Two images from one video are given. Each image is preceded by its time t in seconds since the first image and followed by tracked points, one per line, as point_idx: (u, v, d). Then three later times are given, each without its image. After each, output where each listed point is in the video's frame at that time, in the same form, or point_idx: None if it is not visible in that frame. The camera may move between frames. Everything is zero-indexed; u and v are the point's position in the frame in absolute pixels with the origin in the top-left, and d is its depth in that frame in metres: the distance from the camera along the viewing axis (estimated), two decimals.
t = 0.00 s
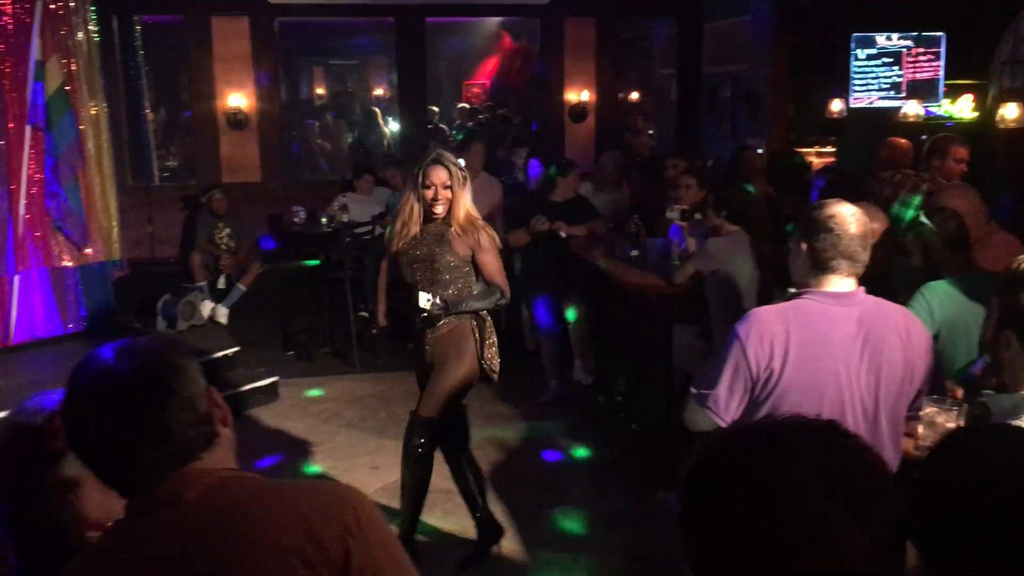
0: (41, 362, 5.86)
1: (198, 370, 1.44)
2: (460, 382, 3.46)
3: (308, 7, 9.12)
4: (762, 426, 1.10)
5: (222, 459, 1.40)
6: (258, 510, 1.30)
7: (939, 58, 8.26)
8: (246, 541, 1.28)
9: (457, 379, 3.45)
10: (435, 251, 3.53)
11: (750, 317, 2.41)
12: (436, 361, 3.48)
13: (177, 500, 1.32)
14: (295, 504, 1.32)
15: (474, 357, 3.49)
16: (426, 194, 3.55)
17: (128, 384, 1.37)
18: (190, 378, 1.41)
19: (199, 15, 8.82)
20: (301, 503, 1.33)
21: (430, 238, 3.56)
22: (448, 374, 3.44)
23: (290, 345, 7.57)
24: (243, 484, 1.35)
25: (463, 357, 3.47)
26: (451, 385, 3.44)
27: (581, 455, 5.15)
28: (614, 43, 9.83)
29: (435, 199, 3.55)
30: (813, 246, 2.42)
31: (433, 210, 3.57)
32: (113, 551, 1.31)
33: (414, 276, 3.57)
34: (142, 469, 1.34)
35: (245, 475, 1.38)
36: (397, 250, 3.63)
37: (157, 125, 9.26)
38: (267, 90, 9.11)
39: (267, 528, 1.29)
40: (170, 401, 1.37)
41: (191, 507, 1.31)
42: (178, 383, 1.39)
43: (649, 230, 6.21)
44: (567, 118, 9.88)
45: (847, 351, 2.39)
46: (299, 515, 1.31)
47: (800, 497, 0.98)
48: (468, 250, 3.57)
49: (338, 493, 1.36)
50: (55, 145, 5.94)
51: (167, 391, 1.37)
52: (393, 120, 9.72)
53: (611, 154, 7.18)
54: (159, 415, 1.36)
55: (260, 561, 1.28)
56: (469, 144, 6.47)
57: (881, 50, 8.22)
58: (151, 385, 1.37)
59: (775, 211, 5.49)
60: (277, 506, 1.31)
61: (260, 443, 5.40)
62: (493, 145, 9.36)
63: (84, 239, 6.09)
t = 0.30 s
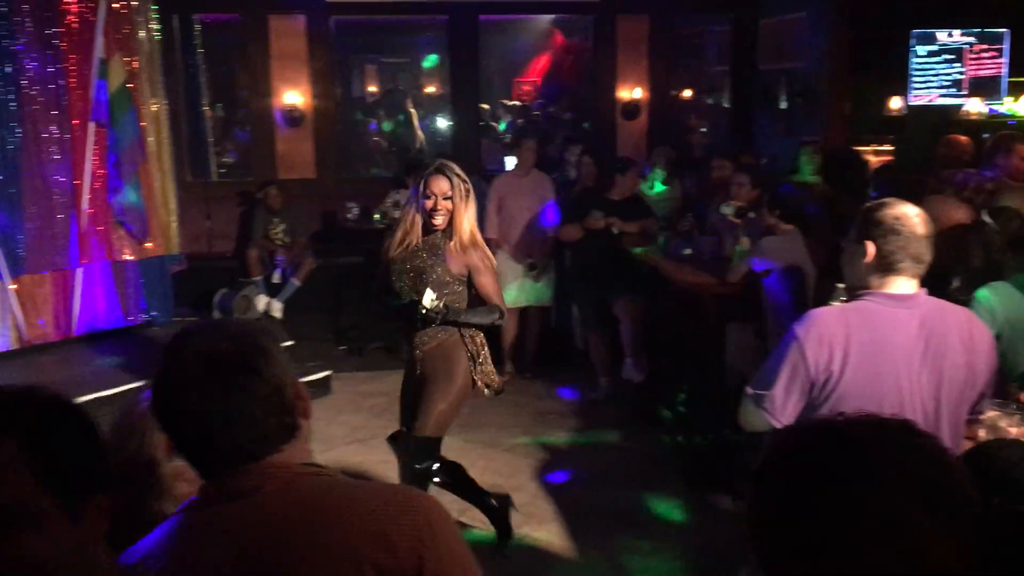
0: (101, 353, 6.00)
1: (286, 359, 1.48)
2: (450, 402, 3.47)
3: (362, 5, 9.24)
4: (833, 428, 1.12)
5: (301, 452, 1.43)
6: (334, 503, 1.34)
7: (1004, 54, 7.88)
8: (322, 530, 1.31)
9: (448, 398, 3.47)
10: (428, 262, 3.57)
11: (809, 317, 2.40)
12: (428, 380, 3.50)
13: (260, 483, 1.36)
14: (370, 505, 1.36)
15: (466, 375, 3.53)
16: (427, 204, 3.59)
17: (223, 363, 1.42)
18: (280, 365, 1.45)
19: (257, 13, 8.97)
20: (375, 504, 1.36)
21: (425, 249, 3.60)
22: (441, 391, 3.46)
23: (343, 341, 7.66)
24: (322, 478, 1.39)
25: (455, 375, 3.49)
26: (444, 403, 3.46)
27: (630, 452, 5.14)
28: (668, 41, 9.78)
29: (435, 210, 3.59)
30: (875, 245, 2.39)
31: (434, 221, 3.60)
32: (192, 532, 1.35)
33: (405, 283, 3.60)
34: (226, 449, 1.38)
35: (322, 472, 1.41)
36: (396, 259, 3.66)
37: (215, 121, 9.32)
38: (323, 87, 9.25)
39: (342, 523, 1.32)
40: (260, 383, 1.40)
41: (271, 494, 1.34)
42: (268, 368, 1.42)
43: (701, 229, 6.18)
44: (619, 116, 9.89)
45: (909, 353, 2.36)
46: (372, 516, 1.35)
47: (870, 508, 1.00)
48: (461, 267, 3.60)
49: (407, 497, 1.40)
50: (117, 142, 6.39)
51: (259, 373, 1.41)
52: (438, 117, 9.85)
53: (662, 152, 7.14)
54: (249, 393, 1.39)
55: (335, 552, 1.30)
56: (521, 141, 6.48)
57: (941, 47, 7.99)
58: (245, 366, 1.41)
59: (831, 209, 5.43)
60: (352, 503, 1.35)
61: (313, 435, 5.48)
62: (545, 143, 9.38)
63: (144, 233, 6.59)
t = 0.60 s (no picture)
0: (163, 344, 6.12)
1: (369, 349, 1.50)
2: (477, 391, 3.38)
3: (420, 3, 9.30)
4: (898, 425, 1.09)
5: (370, 446, 1.46)
6: (398, 499, 1.35)
7: None
8: (383, 523, 1.33)
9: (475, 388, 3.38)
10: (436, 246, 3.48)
11: (876, 320, 2.37)
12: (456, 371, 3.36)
13: (329, 473, 1.39)
14: (433, 501, 1.36)
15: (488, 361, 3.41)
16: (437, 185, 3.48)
17: (308, 348, 1.44)
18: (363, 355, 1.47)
19: (317, 12, 9.08)
20: (439, 501, 1.37)
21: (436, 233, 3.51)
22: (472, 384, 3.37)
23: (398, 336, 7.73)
24: (389, 473, 1.40)
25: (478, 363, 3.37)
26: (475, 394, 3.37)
27: (684, 452, 5.11)
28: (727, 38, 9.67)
29: (446, 196, 3.46)
30: (944, 245, 2.36)
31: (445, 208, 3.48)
32: (259, 513, 1.39)
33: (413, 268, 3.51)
34: (301, 434, 1.42)
35: (390, 467, 1.43)
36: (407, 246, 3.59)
37: (275, 119, 9.47)
38: (380, 85, 9.32)
39: (403, 517, 1.33)
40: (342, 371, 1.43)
41: (338, 483, 1.37)
42: (351, 357, 1.44)
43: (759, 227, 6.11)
44: (677, 115, 9.80)
45: (981, 358, 2.31)
46: (434, 512, 1.35)
47: (912, 504, 0.96)
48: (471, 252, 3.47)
49: (472, 497, 1.40)
50: (181, 137, 6.47)
51: (342, 362, 1.43)
52: (491, 114, 9.93)
53: (720, 149, 7.06)
54: (328, 380, 1.41)
55: (393, 544, 1.31)
56: (577, 139, 6.47)
57: (1011, 43, 7.51)
58: (329, 352, 1.43)
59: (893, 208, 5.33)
60: (416, 499, 1.36)
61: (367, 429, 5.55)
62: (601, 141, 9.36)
63: (206, 228, 6.69)
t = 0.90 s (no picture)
0: (208, 339, 6.21)
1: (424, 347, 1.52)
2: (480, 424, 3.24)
3: (464, 2, 9.32)
4: (946, 425, 1.08)
5: (420, 446, 1.46)
6: (443, 499, 1.36)
7: None
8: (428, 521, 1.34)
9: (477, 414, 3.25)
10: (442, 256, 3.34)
11: (926, 322, 2.34)
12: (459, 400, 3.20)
13: (378, 470, 1.40)
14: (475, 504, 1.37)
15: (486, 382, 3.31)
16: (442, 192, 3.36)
17: (363, 343, 1.46)
18: (418, 353, 1.49)
19: (362, 11, 9.14)
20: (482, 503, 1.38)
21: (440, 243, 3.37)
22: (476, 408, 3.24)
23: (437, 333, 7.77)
24: (436, 472, 1.41)
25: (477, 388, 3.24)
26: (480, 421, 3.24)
27: (724, 453, 5.07)
28: (771, 36, 9.58)
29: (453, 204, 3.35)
30: (995, 249, 2.33)
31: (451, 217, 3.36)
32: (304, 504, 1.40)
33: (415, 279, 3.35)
34: (355, 428, 1.43)
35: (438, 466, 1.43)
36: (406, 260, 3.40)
37: (319, 116, 9.58)
38: (423, 83, 9.36)
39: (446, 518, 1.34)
40: (393, 368, 1.44)
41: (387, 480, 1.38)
42: (405, 355, 1.46)
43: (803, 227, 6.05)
44: (719, 113, 9.71)
45: None
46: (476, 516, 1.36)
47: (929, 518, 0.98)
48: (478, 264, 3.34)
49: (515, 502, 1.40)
50: (227, 135, 6.59)
51: (394, 359, 1.45)
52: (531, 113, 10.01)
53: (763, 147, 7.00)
54: (383, 376, 1.43)
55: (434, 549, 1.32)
56: (619, 137, 6.44)
57: None
58: (383, 348, 1.45)
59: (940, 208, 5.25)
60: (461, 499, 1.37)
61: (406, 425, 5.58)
62: (644, 140, 9.33)
63: (251, 225, 6.85)
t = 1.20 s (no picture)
0: (242, 337, 6.30)
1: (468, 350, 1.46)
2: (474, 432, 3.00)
3: (498, 2, 9.33)
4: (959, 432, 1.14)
5: (458, 453, 1.43)
6: (479, 513, 1.32)
7: None
8: (462, 539, 1.29)
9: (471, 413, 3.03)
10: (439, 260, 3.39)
11: (964, 326, 2.32)
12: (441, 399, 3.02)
13: (415, 480, 1.36)
14: (511, 520, 1.33)
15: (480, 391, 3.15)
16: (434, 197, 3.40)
17: (403, 345, 1.40)
18: (462, 357, 1.43)
19: (395, 12, 9.18)
20: (519, 519, 1.33)
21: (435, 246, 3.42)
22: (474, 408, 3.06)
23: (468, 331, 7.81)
24: (473, 484, 1.37)
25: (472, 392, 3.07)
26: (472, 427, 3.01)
27: (755, 455, 5.06)
28: (806, 36, 9.50)
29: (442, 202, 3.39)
30: None
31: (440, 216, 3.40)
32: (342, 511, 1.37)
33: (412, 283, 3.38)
34: (393, 433, 1.39)
35: (475, 477, 1.39)
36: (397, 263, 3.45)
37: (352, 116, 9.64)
38: (455, 83, 9.39)
39: (481, 535, 1.30)
40: (434, 373, 1.39)
41: (424, 492, 1.34)
42: (446, 360, 1.40)
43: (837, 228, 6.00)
44: (753, 114, 9.64)
45: None
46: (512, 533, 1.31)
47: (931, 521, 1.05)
48: (473, 264, 3.41)
49: (553, 518, 1.36)
50: (262, 136, 6.63)
51: (435, 364, 1.39)
52: (563, 112, 10.04)
53: (797, 146, 6.95)
54: (420, 380, 1.38)
55: (456, 560, 1.29)
56: (651, 138, 6.42)
57: None
58: (425, 351, 1.40)
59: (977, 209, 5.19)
60: (499, 513, 1.33)
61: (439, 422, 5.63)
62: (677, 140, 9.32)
63: (285, 224, 6.88)
